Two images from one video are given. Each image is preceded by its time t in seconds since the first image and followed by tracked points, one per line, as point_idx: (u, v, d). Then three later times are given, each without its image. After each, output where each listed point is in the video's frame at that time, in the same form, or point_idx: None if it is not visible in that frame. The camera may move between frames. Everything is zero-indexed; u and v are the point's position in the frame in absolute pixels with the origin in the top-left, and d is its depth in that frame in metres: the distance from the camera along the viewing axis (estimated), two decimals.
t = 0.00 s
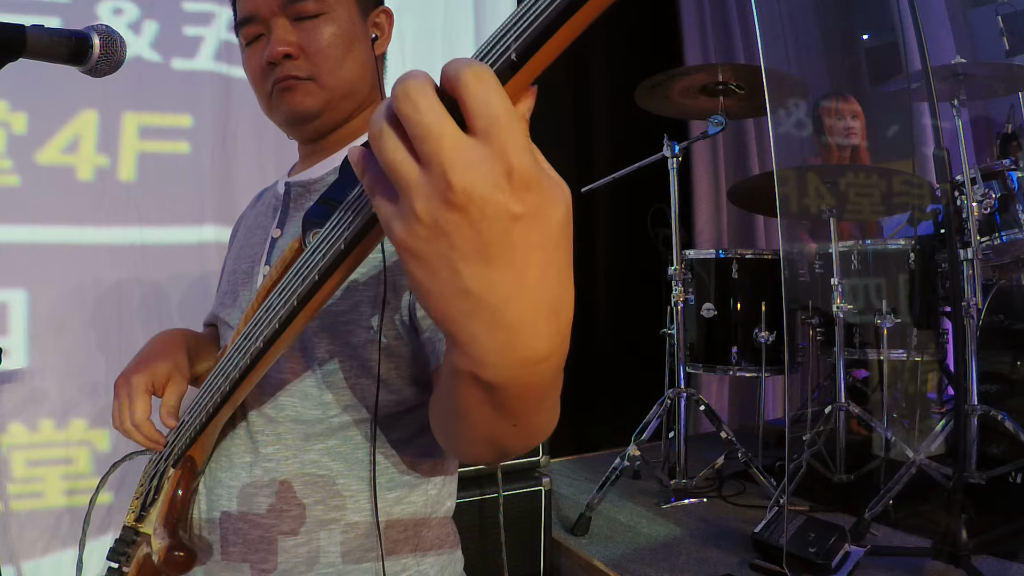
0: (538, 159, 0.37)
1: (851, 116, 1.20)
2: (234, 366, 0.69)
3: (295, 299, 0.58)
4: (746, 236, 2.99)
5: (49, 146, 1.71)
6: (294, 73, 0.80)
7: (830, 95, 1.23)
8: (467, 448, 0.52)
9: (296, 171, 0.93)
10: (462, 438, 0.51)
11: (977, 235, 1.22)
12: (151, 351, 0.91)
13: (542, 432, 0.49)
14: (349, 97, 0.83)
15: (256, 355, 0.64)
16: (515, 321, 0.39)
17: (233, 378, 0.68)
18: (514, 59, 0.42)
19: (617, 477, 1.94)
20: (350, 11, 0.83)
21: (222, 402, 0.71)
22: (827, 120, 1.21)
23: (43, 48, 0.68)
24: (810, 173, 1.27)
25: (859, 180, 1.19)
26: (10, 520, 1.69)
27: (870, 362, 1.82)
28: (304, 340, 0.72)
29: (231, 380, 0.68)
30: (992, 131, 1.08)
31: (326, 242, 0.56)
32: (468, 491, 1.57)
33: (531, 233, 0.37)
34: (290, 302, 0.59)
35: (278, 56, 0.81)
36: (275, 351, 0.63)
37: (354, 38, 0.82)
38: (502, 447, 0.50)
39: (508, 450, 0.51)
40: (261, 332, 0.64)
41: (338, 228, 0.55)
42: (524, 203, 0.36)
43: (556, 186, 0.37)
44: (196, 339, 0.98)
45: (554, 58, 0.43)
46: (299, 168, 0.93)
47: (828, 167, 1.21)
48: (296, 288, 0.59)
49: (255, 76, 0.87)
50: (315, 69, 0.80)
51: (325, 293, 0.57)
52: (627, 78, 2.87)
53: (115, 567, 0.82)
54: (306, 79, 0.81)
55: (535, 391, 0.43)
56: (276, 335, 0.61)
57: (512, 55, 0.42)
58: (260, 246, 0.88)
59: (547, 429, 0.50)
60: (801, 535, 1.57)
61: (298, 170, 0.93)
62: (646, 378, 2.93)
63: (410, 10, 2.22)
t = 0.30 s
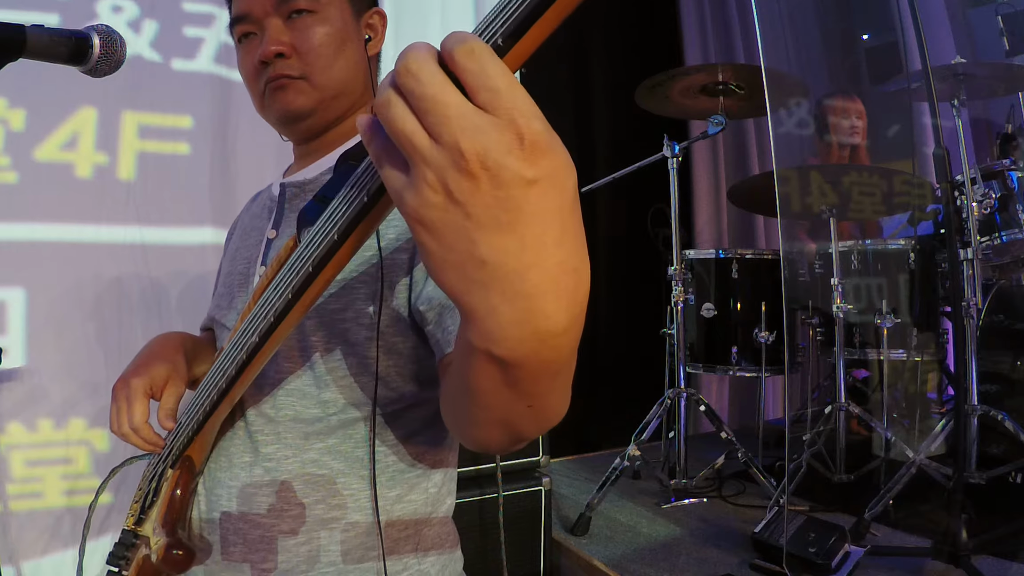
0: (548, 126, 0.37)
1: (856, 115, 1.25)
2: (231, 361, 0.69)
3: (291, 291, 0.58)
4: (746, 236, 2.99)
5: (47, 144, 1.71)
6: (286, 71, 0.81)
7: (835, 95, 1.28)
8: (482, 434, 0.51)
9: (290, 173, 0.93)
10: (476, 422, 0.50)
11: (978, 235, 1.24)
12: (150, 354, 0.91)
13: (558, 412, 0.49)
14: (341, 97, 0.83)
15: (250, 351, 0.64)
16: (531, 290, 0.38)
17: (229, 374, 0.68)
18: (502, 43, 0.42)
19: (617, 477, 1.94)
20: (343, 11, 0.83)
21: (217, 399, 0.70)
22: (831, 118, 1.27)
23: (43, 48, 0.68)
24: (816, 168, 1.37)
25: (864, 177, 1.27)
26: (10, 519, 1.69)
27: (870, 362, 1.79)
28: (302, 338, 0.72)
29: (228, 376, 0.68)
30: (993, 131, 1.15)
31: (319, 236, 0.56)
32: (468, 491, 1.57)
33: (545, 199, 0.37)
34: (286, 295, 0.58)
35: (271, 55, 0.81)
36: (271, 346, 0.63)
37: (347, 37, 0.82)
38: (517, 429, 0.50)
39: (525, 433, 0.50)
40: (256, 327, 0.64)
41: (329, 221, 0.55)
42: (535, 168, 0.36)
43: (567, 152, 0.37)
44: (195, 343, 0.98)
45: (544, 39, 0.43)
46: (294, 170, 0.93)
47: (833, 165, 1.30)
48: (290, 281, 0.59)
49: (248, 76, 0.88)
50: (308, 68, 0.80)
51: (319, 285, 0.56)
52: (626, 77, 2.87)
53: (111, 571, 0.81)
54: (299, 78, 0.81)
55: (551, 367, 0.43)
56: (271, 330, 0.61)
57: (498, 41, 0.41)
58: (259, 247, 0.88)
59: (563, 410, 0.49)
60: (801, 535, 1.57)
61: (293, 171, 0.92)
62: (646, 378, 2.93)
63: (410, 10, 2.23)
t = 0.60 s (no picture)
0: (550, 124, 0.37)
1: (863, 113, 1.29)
2: (229, 359, 0.69)
3: (290, 288, 0.58)
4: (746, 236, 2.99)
5: (47, 143, 1.71)
6: (279, 69, 0.81)
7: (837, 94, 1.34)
8: (484, 427, 0.51)
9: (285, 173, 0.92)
10: (478, 415, 0.50)
11: (977, 235, 1.24)
12: (144, 355, 0.91)
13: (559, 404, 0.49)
14: (334, 97, 0.83)
15: (248, 349, 0.64)
16: (533, 284, 0.38)
17: (228, 373, 0.68)
18: (503, 41, 0.42)
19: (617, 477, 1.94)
20: (337, 11, 0.83)
21: (214, 398, 0.70)
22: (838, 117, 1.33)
23: (43, 48, 0.68)
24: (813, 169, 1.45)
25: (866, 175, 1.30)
26: (9, 519, 1.68)
27: (869, 362, 1.82)
28: (299, 337, 0.72)
29: (226, 374, 0.68)
30: (993, 131, 1.16)
31: (319, 233, 0.57)
32: (468, 491, 1.57)
33: (547, 196, 0.37)
34: (285, 292, 0.58)
35: (264, 53, 0.81)
36: (269, 344, 0.63)
37: (340, 37, 0.82)
38: (519, 422, 0.50)
39: (527, 426, 0.50)
40: (254, 325, 0.64)
41: (330, 218, 0.55)
42: (538, 165, 0.36)
43: (568, 150, 0.38)
44: (187, 344, 0.98)
45: (544, 37, 0.43)
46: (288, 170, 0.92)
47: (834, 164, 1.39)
48: (289, 278, 0.59)
49: (242, 74, 0.88)
50: (301, 66, 0.80)
51: (318, 283, 0.56)
52: (626, 78, 2.87)
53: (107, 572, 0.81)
54: (292, 76, 0.81)
55: (551, 359, 0.43)
56: (270, 328, 0.61)
57: (500, 40, 0.42)
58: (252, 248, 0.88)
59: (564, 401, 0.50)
60: (801, 535, 1.57)
61: (287, 171, 0.91)
62: (646, 378, 2.93)
63: (410, 11, 2.23)
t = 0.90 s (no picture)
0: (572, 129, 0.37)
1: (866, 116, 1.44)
2: (234, 362, 0.67)
3: (303, 290, 0.57)
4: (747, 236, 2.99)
5: (48, 146, 1.71)
6: (270, 67, 0.80)
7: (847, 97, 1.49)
8: (494, 415, 0.51)
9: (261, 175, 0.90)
10: (490, 403, 0.50)
11: (977, 235, 1.24)
12: (131, 362, 0.89)
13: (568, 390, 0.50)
14: (320, 98, 0.82)
15: (258, 351, 0.62)
16: (555, 284, 0.39)
17: (234, 375, 0.66)
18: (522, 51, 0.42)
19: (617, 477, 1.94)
20: (329, 14, 0.83)
21: (219, 401, 0.69)
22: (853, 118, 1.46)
23: (43, 48, 0.68)
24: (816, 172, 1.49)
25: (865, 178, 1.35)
26: (9, 519, 1.68)
27: (869, 362, 1.77)
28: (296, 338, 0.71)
29: (232, 376, 0.67)
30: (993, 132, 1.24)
31: (330, 235, 0.56)
32: (469, 491, 1.57)
33: (571, 199, 0.37)
34: (298, 294, 0.58)
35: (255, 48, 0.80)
36: (280, 345, 0.62)
37: (332, 41, 0.82)
38: (531, 410, 0.50)
39: (537, 412, 0.51)
40: (262, 327, 0.63)
41: (343, 220, 0.55)
42: (562, 170, 0.36)
43: (587, 155, 0.38)
44: (173, 348, 0.96)
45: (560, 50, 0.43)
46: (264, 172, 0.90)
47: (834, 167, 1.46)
48: (302, 280, 0.58)
49: (229, 68, 0.86)
50: (292, 66, 0.80)
51: (332, 285, 0.56)
52: (626, 78, 2.87)
53: None
54: (282, 75, 0.80)
55: (567, 350, 0.43)
56: (282, 330, 0.60)
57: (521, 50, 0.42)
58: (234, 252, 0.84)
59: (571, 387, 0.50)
60: (801, 535, 1.57)
61: (265, 173, 0.89)
62: (646, 378, 2.93)
63: (410, 12, 2.23)
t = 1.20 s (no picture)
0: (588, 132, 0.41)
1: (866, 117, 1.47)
2: (223, 356, 0.66)
3: (304, 284, 0.57)
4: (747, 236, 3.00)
5: (50, 149, 1.72)
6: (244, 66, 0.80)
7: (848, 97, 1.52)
8: (483, 392, 0.53)
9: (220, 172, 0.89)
10: (481, 380, 0.52)
11: (976, 236, 1.30)
12: (93, 358, 0.84)
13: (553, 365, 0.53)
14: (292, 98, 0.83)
15: (250, 346, 0.61)
16: (563, 264, 0.42)
17: (223, 370, 0.65)
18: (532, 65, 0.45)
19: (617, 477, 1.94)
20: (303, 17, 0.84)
21: (203, 397, 0.67)
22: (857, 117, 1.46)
23: (43, 48, 0.68)
24: (812, 172, 1.56)
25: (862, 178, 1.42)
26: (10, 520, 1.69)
27: (868, 362, 1.79)
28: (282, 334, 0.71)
29: (222, 371, 0.65)
30: (994, 131, 1.33)
31: (329, 231, 0.56)
32: (469, 491, 1.58)
33: (586, 191, 0.41)
34: (298, 287, 0.57)
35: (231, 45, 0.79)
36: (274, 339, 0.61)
37: (304, 45, 0.83)
38: (519, 386, 0.53)
39: (522, 389, 0.54)
40: (256, 321, 0.62)
41: (344, 218, 0.55)
42: (584, 166, 0.40)
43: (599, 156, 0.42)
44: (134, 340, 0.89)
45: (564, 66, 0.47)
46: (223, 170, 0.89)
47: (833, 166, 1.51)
48: (299, 274, 0.58)
49: (199, 61, 0.85)
50: (268, 68, 0.81)
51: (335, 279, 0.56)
52: (626, 78, 2.86)
53: None
54: (257, 76, 0.80)
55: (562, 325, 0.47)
56: (278, 324, 0.59)
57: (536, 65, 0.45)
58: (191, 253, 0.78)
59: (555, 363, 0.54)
60: (801, 535, 1.57)
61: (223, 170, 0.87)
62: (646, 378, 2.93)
63: (410, 11, 2.24)
